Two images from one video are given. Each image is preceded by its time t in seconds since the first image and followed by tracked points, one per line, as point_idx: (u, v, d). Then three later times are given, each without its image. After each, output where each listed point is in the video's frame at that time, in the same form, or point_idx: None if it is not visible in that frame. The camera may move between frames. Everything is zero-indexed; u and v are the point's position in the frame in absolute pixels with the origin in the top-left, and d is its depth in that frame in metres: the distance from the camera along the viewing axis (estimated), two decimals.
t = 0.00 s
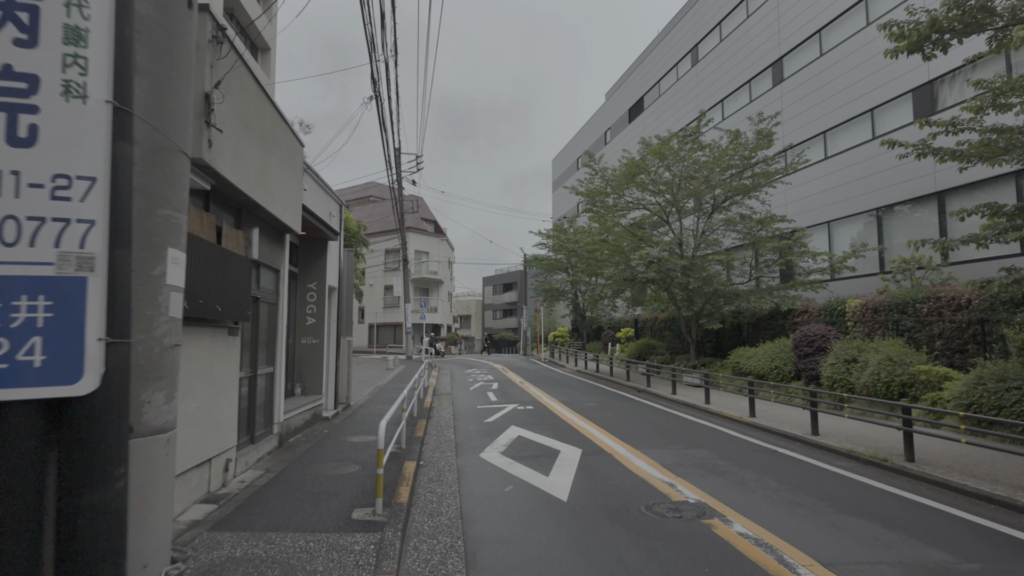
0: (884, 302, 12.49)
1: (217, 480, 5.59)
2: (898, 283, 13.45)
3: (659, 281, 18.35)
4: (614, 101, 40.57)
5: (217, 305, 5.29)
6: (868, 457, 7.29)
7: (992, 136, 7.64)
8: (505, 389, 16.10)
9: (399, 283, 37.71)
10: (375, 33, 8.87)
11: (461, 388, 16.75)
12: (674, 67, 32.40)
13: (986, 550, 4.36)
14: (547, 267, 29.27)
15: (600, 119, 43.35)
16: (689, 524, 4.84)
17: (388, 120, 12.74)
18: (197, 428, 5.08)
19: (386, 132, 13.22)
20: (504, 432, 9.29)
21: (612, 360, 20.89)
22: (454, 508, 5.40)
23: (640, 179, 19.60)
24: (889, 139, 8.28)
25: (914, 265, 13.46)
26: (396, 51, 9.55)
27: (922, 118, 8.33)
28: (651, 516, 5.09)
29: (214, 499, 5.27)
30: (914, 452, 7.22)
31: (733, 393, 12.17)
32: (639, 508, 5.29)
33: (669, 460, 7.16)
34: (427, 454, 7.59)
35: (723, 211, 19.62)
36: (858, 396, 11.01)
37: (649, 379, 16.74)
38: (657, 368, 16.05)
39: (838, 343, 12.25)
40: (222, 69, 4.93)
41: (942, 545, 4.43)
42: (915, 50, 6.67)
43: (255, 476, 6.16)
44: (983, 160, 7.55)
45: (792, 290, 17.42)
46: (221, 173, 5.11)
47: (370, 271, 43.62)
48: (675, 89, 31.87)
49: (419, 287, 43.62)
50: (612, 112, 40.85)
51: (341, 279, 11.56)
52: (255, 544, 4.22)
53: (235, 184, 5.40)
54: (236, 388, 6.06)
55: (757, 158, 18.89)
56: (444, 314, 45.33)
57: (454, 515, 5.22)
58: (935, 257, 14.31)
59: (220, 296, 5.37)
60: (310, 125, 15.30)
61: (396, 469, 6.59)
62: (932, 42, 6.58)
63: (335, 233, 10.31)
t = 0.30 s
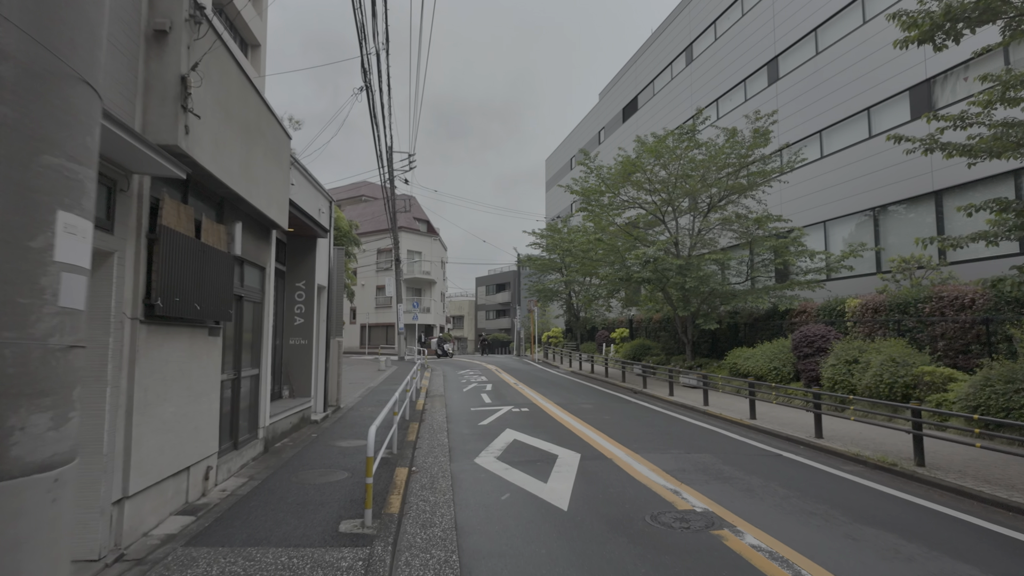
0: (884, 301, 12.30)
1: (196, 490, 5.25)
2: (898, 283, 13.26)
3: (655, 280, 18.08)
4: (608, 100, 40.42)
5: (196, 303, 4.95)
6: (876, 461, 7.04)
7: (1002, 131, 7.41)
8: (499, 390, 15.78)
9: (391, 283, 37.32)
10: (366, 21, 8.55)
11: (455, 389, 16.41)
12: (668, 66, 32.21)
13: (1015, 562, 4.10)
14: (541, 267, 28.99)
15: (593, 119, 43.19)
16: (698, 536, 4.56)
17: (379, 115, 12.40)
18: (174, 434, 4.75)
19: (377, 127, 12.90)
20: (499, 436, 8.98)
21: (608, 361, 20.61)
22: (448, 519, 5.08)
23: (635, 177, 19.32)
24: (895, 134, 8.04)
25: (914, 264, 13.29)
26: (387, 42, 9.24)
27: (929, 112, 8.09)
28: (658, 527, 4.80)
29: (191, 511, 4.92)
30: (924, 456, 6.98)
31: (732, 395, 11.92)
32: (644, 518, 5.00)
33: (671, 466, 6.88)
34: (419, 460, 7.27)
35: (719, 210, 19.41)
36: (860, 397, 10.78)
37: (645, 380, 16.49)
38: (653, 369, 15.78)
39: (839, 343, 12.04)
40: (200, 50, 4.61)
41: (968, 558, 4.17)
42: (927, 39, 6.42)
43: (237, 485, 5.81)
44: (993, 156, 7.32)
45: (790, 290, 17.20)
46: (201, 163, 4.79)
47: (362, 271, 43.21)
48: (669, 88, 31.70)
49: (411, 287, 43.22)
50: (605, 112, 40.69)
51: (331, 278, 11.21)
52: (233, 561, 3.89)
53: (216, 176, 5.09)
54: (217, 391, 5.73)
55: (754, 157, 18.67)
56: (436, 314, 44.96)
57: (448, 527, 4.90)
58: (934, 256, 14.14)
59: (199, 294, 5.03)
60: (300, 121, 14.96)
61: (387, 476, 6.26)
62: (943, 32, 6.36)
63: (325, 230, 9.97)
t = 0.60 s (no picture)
0: (887, 302, 12.08)
1: (174, 502, 4.94)
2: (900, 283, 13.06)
3: (654, 280, 17.83)
4: (604, 100, 40.20)
5: (175, 304, 4.66)
6: (888, 468, 6.79)
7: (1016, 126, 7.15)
8: (496, 392, 15.53)
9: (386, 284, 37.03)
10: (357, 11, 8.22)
11: (450, 391, 16.12)
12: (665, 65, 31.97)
13: None
14: (537, 267, 28.75)
15: (589, 118, 42.98)
16: (708, 551, 4.29)
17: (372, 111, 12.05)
18: (150, 445, 4.45)
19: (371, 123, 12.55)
20: (497, 440, 8.69)
21: (605, 362, 20.37)
22: (442, 533, 4.79)
23: (632, 177, 19.06)
24: (904, 129, 7.78)
25: (917, 263, 13.08)
26: (380, 34, 8.92)
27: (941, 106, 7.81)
28: (665, 542, 4.52)
29: (168, 526, 4.62)
30: (937, 463, 6.72)
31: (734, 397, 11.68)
32: (650, 532, 4.73)
33: (676, 473, 6.60)
34: (413, 467, 6.98)
35: (718, 210, 19.18)
36: (864, 400, 10.53)
37: (644, 382, 16.24)
38: (651, 370, 15.57)
39: (842, 345, 11.81)
40: (176, 32, 4.31)
41: None
42: (942, 29, 6.16)
43: (220, 496, 5.51)
44: (1006, 151, 7.06)
45: (790, 291, 16.99)
46: (179, 154, 4.48)
47: (356, 271, 42.83)
48: (666, 87, 31.50)
49: (406, 288, 42.88)
50: (601, 111, 40.45)
51: (323, 277, 10.90)
52: None
53: (197, 169, 4.79)
54: (199, 397, 5.44)
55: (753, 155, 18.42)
56: (431, 315, 44.65)
57: (443, 542, 4.61)
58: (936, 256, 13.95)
59: (178, 294, 4.73)
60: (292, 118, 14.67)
61: (379, 486, 5.96)
62: (958, 20, 6.11)
63: (316, 228, 9.64)
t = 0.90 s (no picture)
0: (895, 301, 11.83)
1: (154, 513, 4.64)
2: (906, 282, 12.81)
3: (655, 280, 17.53)
4: (602, 98, 39.93)
5: (152, 301, 4.35)
6: (903, 474, 6.52)
7: None
8: (494, 393, 15.25)
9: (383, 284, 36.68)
10: None
11: (448, 392, 15.82)
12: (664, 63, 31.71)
13: None
14: (535, 266, 28.46)
15: (587, 116, 42.72)
16: (723, 567, 4.00)
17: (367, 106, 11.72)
18: (124, 453, 4.14)
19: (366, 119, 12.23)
20: (496, 444, 8.39)
21: (605, 362, 20.10)
22: (438, 546, 4.49)
23: (631, 175, 18.78)
24: (918, 122, 7.50)
25: (923, 262, 12.81)
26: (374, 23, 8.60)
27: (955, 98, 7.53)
28: (677, 555, 4.22)
29: (145, 540, 4.31)
30: (955, 469, 6.44)
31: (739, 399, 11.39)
32: (661, 544, 4.44)
33: (683, 479, 6.31)
34: (408, 473, 6.68)
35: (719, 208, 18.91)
36: (873, 402, 10.26)
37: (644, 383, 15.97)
38: (652, 371, 15.30)
39: (849, 345, 11.53)
40: (151, 9, 4.01)
41: None
42: (961, 14, 5.87)
43: (204, 506, 5.20)
44: None
45: (794, 290, 16.73)
46: (156, 140, 4.19)
47: (352, 271, 42.50)
48: (665, 84, 31.24)
49: (403, 287, 42.56)
50: (600, 110, 40.20)
51: (316, 276, 10.58)
52: None
53: (177, 157, 4.49)
54: (182, 401, 5.14)
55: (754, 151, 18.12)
56: (429, 315, 44.33)
57: (440, 556, 4.31)
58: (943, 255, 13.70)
59: (156, 291, 4.43)
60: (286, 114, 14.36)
61: (372, 494, 5.67)
62: (979, 6, 5.82)
63: (308, 225, 9.33)
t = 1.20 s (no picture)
0: (901, 300, 11.60)
1: (131, 523, 4.34)
2: (912, 280, 12.58)
3: (656, 279, 17.22)
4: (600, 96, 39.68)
5: (127, 296, 4.05)
6: (919, 478, 6.26)
7: None
8: (491, 394, 14.97)
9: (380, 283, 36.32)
10: None
11: (444, 393, 15.53)
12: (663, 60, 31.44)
13: None
14: (533, 265, 28.17)
15: (585, 114, 42.47)
16: None
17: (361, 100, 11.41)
18: (96, 460, 3.84)
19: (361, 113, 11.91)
20: (494, 447, 8.10)
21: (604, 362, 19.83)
22: (434, 558, 4.19)
23: (631, 172, 18.51)
24: (932, 113, 7.23)
25: (929, 260, 12.60)
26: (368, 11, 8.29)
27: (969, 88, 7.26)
28: (692, 568, 3.93)
29: (119, 553, 4.01)
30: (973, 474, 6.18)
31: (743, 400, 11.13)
32: (673, 555, 4.15)
33: (691, 484, 6.03)
34: (403, 478, 6.39)
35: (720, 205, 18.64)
36: (880, 403, 10.01)
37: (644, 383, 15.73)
38: (653, 371, 15.04)
39: (854, 344, 11.29)
40: None
41: None
42: None
43: (185, 514, 4.90)
44: None
45: (796, 289, 16.48)
46: (131, 123, 3.89)
47: (349, 270, 42.16)
48: (664, 82, 30.99)
49: (399, 286, 42.21)
50: (598, 108, 39.97)
51: (309, 273, 10.28)
52: None
53: (155, 143, 4.18)
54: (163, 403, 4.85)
55: (756, 148, 17.85)
56: (425, 314, 44.00)
57: (436, 568, 4.02)
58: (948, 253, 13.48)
59: (132, 285, 4.13)
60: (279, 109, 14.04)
61: (365, 501, 5.38)
62: None
63: (300, 221, 9.03)
